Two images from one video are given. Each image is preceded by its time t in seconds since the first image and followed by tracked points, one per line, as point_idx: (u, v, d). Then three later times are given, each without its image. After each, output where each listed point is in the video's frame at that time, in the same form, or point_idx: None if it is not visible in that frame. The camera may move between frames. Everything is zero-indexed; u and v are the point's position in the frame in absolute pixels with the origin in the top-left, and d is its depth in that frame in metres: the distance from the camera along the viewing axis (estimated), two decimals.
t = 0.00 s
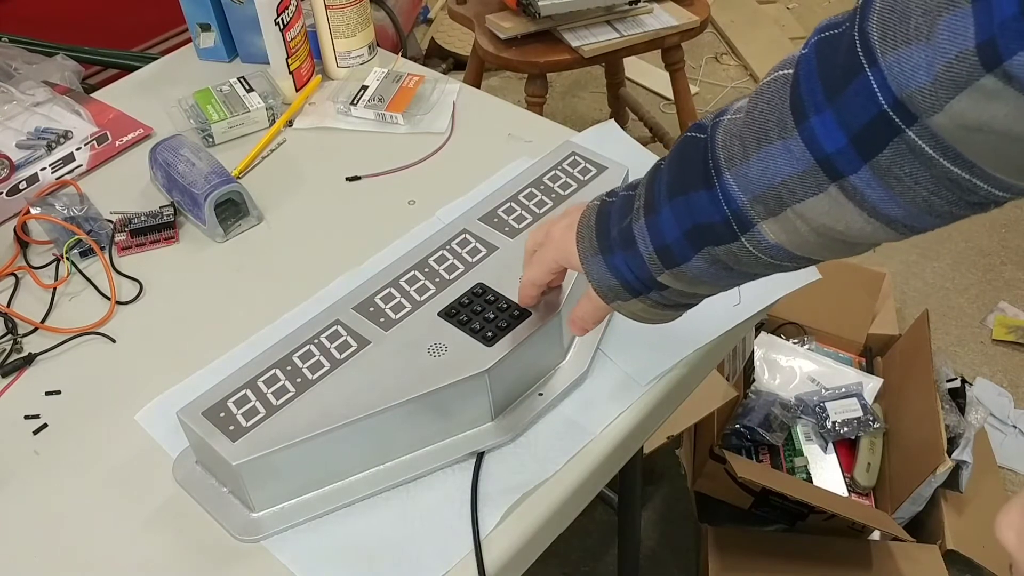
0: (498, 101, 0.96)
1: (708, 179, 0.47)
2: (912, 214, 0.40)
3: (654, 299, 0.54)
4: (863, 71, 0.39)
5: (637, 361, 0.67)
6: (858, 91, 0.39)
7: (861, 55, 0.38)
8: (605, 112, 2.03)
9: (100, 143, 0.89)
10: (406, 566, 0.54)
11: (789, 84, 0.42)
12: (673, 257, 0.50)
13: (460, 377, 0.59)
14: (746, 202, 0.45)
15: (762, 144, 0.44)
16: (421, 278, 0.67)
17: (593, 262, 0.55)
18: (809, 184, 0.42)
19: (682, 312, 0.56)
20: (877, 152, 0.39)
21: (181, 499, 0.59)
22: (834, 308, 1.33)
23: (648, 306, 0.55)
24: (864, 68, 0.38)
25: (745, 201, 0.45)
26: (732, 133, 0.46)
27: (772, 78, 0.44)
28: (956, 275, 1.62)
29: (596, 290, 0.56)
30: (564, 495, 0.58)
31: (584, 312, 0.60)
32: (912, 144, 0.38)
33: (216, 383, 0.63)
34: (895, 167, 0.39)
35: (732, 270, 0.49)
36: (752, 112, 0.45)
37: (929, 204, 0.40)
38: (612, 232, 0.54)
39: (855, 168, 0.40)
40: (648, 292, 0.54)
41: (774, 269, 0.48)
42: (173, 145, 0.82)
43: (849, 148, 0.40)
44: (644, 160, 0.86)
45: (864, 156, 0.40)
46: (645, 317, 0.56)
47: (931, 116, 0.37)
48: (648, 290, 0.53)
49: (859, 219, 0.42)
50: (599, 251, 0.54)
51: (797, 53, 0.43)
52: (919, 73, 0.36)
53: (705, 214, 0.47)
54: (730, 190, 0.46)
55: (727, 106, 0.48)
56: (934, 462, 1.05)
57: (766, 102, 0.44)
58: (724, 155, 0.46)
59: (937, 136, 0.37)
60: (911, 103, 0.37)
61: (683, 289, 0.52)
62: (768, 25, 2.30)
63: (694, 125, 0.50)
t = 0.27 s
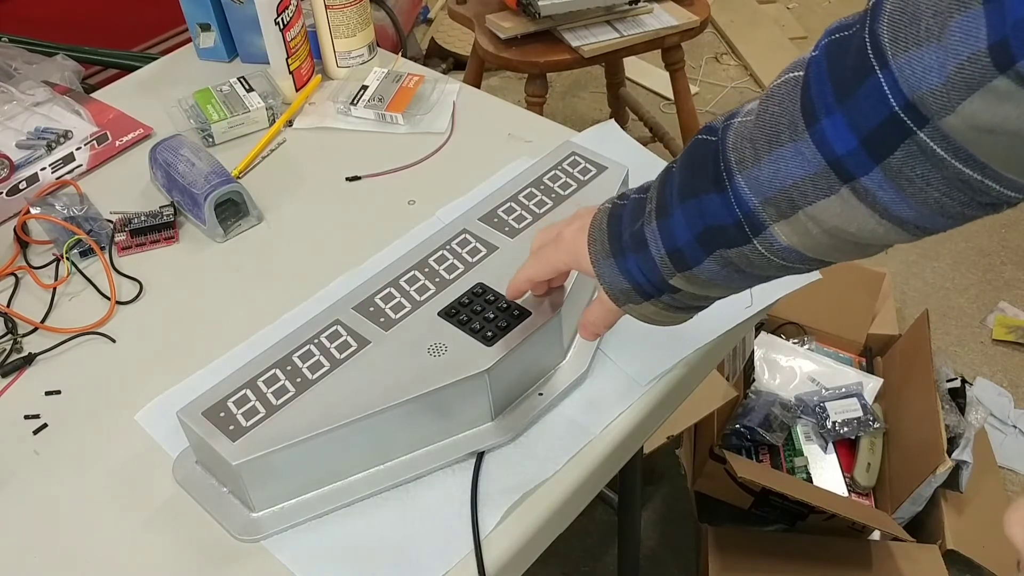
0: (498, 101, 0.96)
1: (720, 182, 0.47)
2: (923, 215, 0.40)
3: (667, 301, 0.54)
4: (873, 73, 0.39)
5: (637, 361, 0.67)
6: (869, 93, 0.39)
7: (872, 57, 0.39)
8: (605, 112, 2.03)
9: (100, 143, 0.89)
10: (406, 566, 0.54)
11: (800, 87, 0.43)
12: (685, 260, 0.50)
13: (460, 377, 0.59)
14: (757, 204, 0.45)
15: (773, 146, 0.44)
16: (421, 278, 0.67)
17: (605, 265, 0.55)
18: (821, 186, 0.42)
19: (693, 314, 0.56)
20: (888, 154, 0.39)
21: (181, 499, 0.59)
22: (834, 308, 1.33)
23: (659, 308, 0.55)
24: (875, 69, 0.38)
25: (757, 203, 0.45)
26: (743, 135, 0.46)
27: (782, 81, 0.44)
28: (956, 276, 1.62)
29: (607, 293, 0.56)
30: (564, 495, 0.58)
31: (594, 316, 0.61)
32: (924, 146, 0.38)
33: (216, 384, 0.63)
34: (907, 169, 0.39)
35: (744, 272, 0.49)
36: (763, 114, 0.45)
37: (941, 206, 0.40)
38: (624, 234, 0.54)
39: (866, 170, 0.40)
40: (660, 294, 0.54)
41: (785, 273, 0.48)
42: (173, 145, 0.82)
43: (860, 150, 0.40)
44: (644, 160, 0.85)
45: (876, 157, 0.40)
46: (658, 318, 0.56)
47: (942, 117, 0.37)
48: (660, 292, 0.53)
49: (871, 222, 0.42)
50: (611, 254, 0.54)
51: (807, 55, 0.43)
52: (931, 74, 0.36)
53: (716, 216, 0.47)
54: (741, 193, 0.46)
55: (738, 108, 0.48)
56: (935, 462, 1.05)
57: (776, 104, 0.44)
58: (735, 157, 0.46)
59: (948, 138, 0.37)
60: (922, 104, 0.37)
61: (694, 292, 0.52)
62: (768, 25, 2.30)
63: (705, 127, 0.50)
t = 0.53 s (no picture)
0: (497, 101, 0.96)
1: (697, 184, 0.47)
2: (902, 216, 0.40)
3: (646, 303, 0.54)
4: (850, 75, 0.39)
5: (637, 361, 0.67)
6: (847, 95, 0.39)
7: (849, 59, 0.38)
8: (605, 113, 2.03)
9: (100, 143, 0.89)
10: (406, 566, 0.54)
11: (776, 89, 0.42)
12: (664, 262, 0.50)
13: (460, 377, 0.59)
14: (735, 206, 0.46)
15: (750, 148, 0.44)
16: (421, 278, 0.67)
17: (585, 267, 0.55)
18: (798, 188, 0.43)
19: (673, 315, 0.56)
20: (865, 156, 0.39)
21: (181, 499, 0.59)
22: (834, 308, 1.33)
23: (640, 310, 0.55)
24: (852, 71, 0.38)
25: (734, 205, 0.46)
26: (720, 137, 0.46)
27: (759, 82, 0.44)
28: (956, 276, 1.62)
29: (587, 295, 0.56)
30: (564, 495, 0.58)
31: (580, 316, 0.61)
32: (901, 147, 0.38)
33: (216, 384, 0.63)
34: (885, 170, 0.39)
35: (722, 273, 0.50)
36: (740, 116, 0.45)
37: (919, 206, 0.40)
38: (602, 236, 0.54)
39: (844, 171, 0.40)
40: (639, 296, 0.54)
41: (765, 272, 0.48)
42: (172, 145, 0.82)
43: (837, 151, 0.40)
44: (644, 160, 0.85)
45: (853, 159, 0.40)
46: (637, 320, 0.56)
47: (921, 120, 0.36)
48: (639, 294, 0.53)
49: (849, 222, 0.42)
50: (590, 257, 0.54)
51: (784, 56, 0.43)
52: (908, 77, 0.36)
53: (694, 219, 0.47)
54: (719, 195, 0.46)
55: (715, 109, 0.48)
56: (935, 462, 1.05)
57: (753, 106, 0.44)
58: (712, 159, 0.46)
59: (926, 140, 0.37)
60: (899, 107, 0.37)
61: (673, 293, 0.52)
62: (768, 25, 2.30)
63: (682, 129, 0.50)
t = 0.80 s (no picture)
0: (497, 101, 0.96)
1: (703, 199, 0.47)
2: (905, 230, 0.40)
3: (652, 314, 0.54)
4: (852, 90, 0.38)
5: (637, 361, 0.67)
6: (848, 110, 0.39)
7: (851, 75, 0.38)
8: (605, 112, 2.03)
9: (100, 143, 0.89)
10: (406, 566, 0.54)
11: (780, 104, 0.42)
12: (671, 274, 0.50)
13: (460, 377, 0.59)
14: (740, 221, 0.45)
15: (754, 163, 0.44)
16: (421, 278, 0.67)
17: (591, 276, 0.55)
18: (802, 203, 0.42)
19: (679, 325, 0.56)
20: (868, 171, 0.39)
21: (181, 499, 0.59)
22: (834, 308, 1.33)
23: (645, 320, 0.55)
24: (854, 87, 0.38)
25: (739, 220, 0.45)
26: (724, 151, 0.46)
27: (763, 98, 0.44)
28: (956, 276, 1.62)
29: (593, 304, 0.56)
30: (564, 495, 0.58)
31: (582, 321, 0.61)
32: (904, 163, 0.38)
33: (216, 384, 0.63)
34: (887, 185, 0.39)
35: (728, 286, 0.49)
36: (745, 130, 0.45)
37: (922, 220, 0.39)
38: (609, 247, 0.54)
39: (847, 186, 0.40)
40: (645, 307, 0.54)
41: (772, 287, 0.49)
42: (173, 145, 0.82)
43: (839, 167, 0.40)
44: (644, 160, 0.85)
45: (856, 174, 0.40)
46: (642, 330, 0.56)
47: (922, 135, 0.36)
48: (645, 305, 0.53)
49: (854, 236, 0.42)
50: (597, 265, 0.54)
51: (787, 71, 0.43)
52: (908, 92, 0.36)
53: (699, 233, 0.47)
54: (724, 210, 0.46)
55: (721, 123, 0.48)
56: (935, 462, 1.05)
57: (758, 121, 0.44)
58: (717, 174, 0.46)
59: (927, 155, 0.37)
60: (900, 122, 0.37)
61: (680, 305, 0.52)
62: (768, 25, 2.30)
63: (688, 143, 0.50)
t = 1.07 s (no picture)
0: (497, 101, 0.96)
1: (695, 196, 0.47)
2: (902, 225, 0.40)
3: (646, 313, 0.54)
4: (847, 86, 0.38)
5: (637, 361, 0.67)
6: (844, 105, 0.39)
7: (846, 71, 0.38)
8: (605, 113, 2.03)
9: (100, 143, 0.89)
10: (406, 566, 0.54)
11: (773, 100, 0.42)
12: (664, 273, 0.50)
13: (460, 377, 0.59)
14: (734, 218, 0.45)
15: (747, 160, 0.44)
16: (421, 278, 0.67)
17: (585, 278, 0.55)
18: (797, 200, 0.42)
19: (672, 324, 0.56)
20: (864, 167, 0.39)
21: (181, 499, 0.59)
22: (834, 308, 1.33)
23: (639, 320, 0.55)
24: (849, 82, 0.38)
25: (733, 217, 0.45)
26: (716, 148, 0.46)
27: (755, 93, 0.44)
28: (956, 276, 1.62)
29: (587, 306, 0.56)
30: (564, 496, 0.58)
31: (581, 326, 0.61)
32: (901, 158, 0.38)
33: (216, 384, 0.63)
34: (883, 181, 0.39)
35: (722, 284, 0.50)
36: (736, 127, 0.45)
37: (919, 215, 0.40)
38: (601, 247, 0.54)
39: (843, 182, 0.40)
40: (639, 307, 0.54)
41: (764, 282, 0.48)
42: (173, 145, 0.82)
43: (835, 163, 0.40)
44: (644, 160, 0.85)
45: (852, 170, 0.40)
46: (637, 330, 0.56)
47: (920, 130, 0.36)
48: (639, 304, 0.53)
49: (850, 232, 0.42)
50: (590, 267, 0.54)
51: (779, 67, 0.43)
52: (906, 88, 0.36)
53: (692, 230, 0.47)
54: (717, 207, 0.46)
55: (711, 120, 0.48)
56: (935, 462, 1.05)
57: (750, 117, 0.44)
58: (710, 171, 0.46)
59: (924, 150, 0.37)
60: (897, 118, 0.37)
61: (674, 303, 0.52)
62: (768, 25, 2.30)
63: (678, 139, 0.50)
